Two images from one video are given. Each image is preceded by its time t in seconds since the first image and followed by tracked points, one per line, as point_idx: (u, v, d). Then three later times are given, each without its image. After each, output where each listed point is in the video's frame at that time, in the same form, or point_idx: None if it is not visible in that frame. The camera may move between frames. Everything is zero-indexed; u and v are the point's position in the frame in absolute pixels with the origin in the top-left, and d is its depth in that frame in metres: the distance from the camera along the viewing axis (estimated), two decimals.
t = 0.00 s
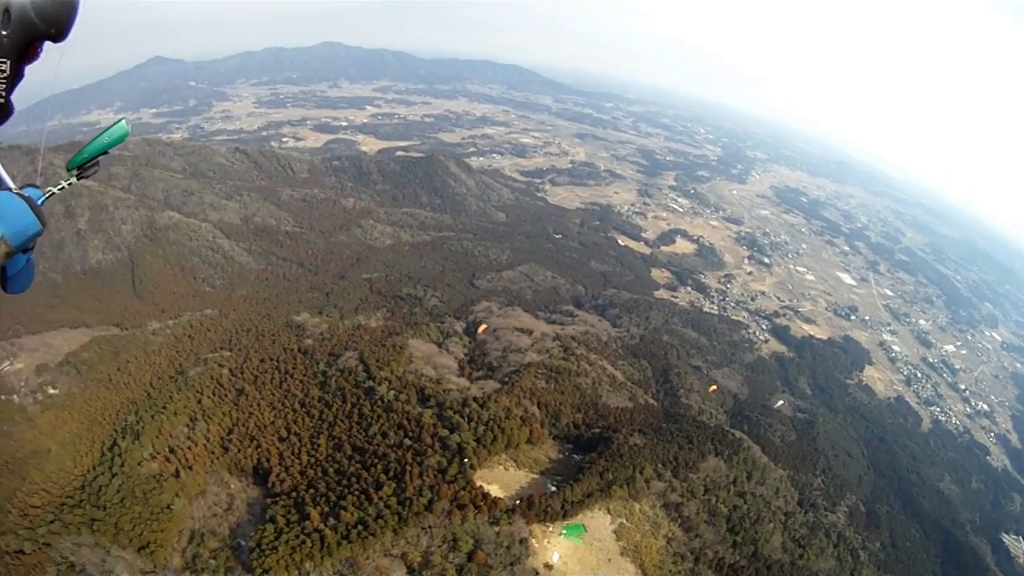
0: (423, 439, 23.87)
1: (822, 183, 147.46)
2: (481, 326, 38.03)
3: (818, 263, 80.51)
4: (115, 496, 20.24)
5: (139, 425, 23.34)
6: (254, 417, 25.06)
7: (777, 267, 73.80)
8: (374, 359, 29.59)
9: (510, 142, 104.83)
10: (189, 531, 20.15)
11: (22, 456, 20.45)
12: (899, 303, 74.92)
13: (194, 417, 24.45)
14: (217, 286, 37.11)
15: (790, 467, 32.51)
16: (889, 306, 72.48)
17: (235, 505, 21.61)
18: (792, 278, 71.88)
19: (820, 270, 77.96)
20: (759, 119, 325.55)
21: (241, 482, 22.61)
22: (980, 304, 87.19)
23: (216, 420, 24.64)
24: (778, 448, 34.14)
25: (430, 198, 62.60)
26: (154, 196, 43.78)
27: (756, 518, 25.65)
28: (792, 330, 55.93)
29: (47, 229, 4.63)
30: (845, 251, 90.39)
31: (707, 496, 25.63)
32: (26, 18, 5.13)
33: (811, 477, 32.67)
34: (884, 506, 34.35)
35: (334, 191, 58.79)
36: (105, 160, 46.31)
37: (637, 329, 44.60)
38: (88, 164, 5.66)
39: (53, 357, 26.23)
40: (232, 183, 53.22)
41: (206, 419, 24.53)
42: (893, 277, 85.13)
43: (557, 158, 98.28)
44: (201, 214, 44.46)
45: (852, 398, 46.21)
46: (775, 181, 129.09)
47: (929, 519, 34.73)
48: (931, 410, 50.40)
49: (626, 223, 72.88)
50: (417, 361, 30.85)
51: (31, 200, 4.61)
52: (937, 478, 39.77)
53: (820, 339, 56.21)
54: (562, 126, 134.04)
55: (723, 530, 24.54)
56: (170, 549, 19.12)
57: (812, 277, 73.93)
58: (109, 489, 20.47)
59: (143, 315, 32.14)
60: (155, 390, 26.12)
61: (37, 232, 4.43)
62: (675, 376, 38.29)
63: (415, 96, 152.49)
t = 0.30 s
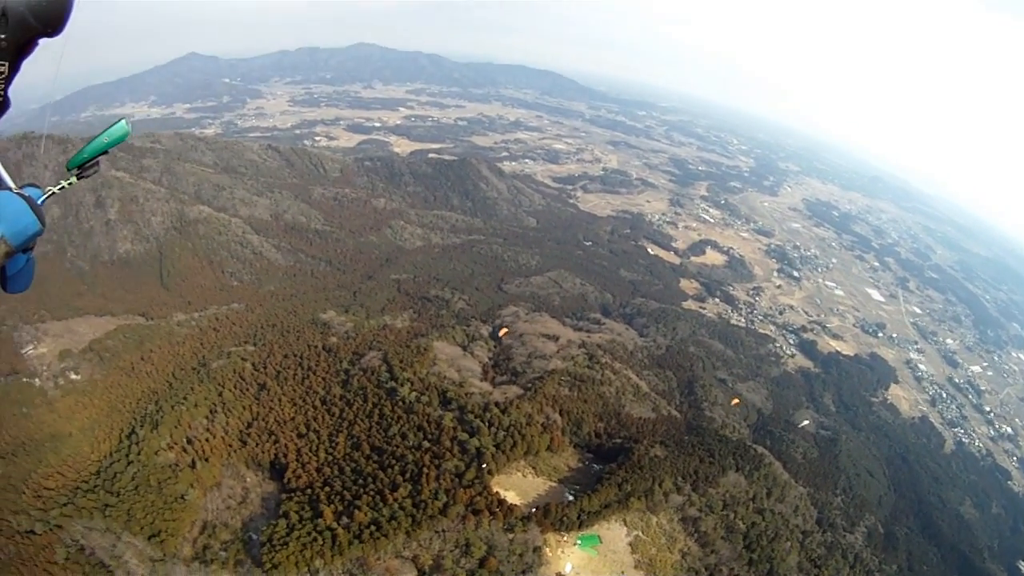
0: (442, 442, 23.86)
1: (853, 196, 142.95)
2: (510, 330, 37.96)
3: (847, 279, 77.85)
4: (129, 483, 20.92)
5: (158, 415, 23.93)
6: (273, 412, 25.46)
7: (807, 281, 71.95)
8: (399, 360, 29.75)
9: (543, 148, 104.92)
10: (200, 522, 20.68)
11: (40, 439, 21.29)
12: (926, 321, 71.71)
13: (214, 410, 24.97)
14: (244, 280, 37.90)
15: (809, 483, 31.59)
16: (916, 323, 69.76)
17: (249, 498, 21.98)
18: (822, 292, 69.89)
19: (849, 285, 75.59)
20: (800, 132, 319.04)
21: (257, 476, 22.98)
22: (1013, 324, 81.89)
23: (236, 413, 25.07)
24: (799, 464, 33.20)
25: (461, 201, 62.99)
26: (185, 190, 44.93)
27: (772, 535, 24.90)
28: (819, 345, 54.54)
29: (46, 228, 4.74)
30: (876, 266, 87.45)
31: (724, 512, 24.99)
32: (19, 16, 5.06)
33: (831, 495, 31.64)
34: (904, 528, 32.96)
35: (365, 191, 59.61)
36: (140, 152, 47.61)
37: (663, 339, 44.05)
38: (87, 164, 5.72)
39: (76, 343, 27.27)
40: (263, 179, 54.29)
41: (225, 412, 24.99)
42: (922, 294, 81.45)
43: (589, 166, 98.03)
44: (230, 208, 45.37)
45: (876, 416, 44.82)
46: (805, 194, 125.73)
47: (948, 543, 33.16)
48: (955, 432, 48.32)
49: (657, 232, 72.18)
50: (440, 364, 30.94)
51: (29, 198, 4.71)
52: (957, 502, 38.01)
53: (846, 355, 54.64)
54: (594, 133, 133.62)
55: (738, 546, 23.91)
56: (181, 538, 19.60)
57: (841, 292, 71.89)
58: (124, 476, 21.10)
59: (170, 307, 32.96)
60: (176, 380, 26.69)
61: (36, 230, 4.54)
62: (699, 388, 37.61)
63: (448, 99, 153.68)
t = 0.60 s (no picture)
0: (460, 448, 23.80)
1: (885, 210, 138.02)
2: (535, 338, 37.75)
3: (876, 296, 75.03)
4: (142, 472, 21.46)
5: (176, 407, 24.45)
6: (292, 410, 25.74)
7: (835, 296, 69.83)
8: (422, 364, 29.77)
9: (574, 155, 104.70)
10: (212, 515, 21.02)
11: (58, 424, 21.94)
12: (953, 341, 68.32)
13: (233, 405, 25.39)
14: (271, 277, 38.57)
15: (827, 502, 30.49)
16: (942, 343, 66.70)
17: (262, 494, 22.29)
18: (849, 308, 67.66)
19: (877, 302, 72.74)
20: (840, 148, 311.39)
21: (271, 473, 23.25)
22: None
23: (255, 409, 25.49)
24: (820, 483, 32.08)
25: (490, 207, 63.10)
26: (215, 186, 46.07)
27: (788, 556, 24.09)
28: (845, 363, 52.92)
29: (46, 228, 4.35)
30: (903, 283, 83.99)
31: (742, 530, 24.27)
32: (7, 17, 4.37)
33: (850, 517, 30.42)
34: (921, 553, 31.46)
35: (395, 193, 60.22)
36: (173, 147, 49.03)
37: (689, 351, 43.27)
38: (88, 164, 5.52)
39: (98, 333, 28.15)
40: (293, 178, 55.25)
41: (244, 408, 25.42)
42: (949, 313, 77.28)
43: (619, 175, 97.50)
44: (260, 206, 46.24)
45: (899, 437, 43.21)
46: (835, 208, 121.86)
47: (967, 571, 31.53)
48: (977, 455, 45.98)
49: (686, 243, 71.22)
50: (463, 369, 30.91)
51: (29, 197, 4.34)
52: (976, 528, 36.04)
53: (870, 373, 52.92)
54: (625, 142, 132.83)
55: (752, 566, 23.27)
56: (191, 530, 20.01)
57: (869, 309, 69.56)
58: (138, 466, 21.70)
59: (195, 300, 33.72)
60: (197, 373, 27.20)
61: (38, 230, 4.16)
62: (723, 403, 36.68)
63: (481, 104, 154.50)
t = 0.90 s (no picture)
0: (474, 452, 23.73)
1: (909, 226, 134.24)
2: (555, 344, 37.52)
3: (899, 312, 72.87)
4: (152, 461, 21.86)
5: (191, 398, 24.81)
6: (307, 406, 25.97)
7: (858, 312, 67.97)
8: (442, 367, 29.77)
9: (601, 162, 104.25)
10: (220, 507, 21.41)
11: (73, 410, 22.53)
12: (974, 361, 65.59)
13: (248, 399, 25.68)
14: (293, 273, 39.07)
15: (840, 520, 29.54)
16: (964, 363, 64.16)
17: (272, 489, 22.55)
18: (871, 325, 65.75)
19: (898, 319, 70.43)
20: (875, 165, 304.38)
21: (283, 469, 23.50)
22: None
23: (270, 404, 25.76)
24: (834, 501, 31.15)
25: (516, 211, 63.08)
26: (240, 181, 46.92)
27: None
28: (865, 380, 51.54)
29: (45, 229, 4.88)
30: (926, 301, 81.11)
31: (753, 546, 23.77)
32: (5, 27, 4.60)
33: (862, 536, 29.42)
34: None
35: (421, 195, 60.61)
36: (198, 143, 50.22)
37: (709, 363, 42.58)
38: (88, 164, 5.84)
39: (119, 321, 28.67)
40: (319, 176, 56.01)
41: (259, 402, 25.70)
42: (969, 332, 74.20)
43: (645, 184, 96.79)
44: (285, 203, 46.91)
45: (917, 456, 41.82)
46: (859, 222, 118.74)
47: None
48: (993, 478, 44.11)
49: (710, 254, 70.26)
50: (481, 373, 30.84)
51: (30, 198, 4.86)
52: (988, 551, 34.47)
53: (889, 391, 51.39)
54: (652, 151, 131.81)
55: None
56: (198, 521, 20.43)
57: (891, 326, 67.56)
58: (149, 455, 22.09)
59: (217, 293, 34.34)
60: (215, 365, 27.60)
61: (38, 231, 4.70)
62: (741, 416, 35.91)
63: (508, 108, 154.90)
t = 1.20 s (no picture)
0: (492, 459, 23.61)
1: (943, 243, 129.90)
2: (579, 352, 37.20)
3: (927, 331, 70.43)
4: (168, 454, 22.25)
5: (211, 393, 25.29)
6: (327, 406, 26.20)
7: (885, 329, 65.92)
8: (465, 371, 29.75)
9: (632, 171, 103.49)
10: (234, 502, 21.78)
11: (92, 399, 23.08)
12: (1000, 383, 62.67)
13: (268, 396, 26.05)
14: (320, 272, 39.58)
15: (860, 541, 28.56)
16: (990, 385, 61.36)
17: (286, 486, 22.84)
18: (897, 342, 63.65)
19: (925, 337, 68.12)
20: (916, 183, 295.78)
21: (299, 467, 23.77)
22: None
23: (290, 402, 26.08)
24: (853, 522, 30.19)
25: (546, 217, 62.99)
26: (271, 178, 47.84)
27: None
28: (890, 398, 49.90)
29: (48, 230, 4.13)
30: (953, 319, 78.10)
31: (770, 567, 23.14)
32: None
33: (880, 560, 28.37)
34: None
35: (451, 198, 60.99)
36: (229, 139, 51.43)
37: (734, 376, 41.64)
38: (87, 164, 5.24)
39: (143, 312, 29.53)
40: (350, 176, 56.81)
41: (280, 400, 26.04)
42: (998, 353, 71.17)
43: (675, 193, 95.73)
44: (315, 201, 47.65)
45: (938, 478, 40.26)
46: (889, 238, 115.25)
47: None
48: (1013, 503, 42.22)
49: (738, 266, 69.01)
50: (504, 379, 30.69)
51: (31, 196, 4.14)
52: None
53: (913, 410, 49.69)
54: (683, 160, 130.44)
55: None
56: (210, 515, 20.84)
57: (918, 344, 65.30)
58: (166, 446, 22.52)
59: (243, 289, 35.01)
60: (237, 361, 28.07)
61: (40, 231, 3.96)
62: (763, 431, 35.01)
63: (540, 114, 155.04)
